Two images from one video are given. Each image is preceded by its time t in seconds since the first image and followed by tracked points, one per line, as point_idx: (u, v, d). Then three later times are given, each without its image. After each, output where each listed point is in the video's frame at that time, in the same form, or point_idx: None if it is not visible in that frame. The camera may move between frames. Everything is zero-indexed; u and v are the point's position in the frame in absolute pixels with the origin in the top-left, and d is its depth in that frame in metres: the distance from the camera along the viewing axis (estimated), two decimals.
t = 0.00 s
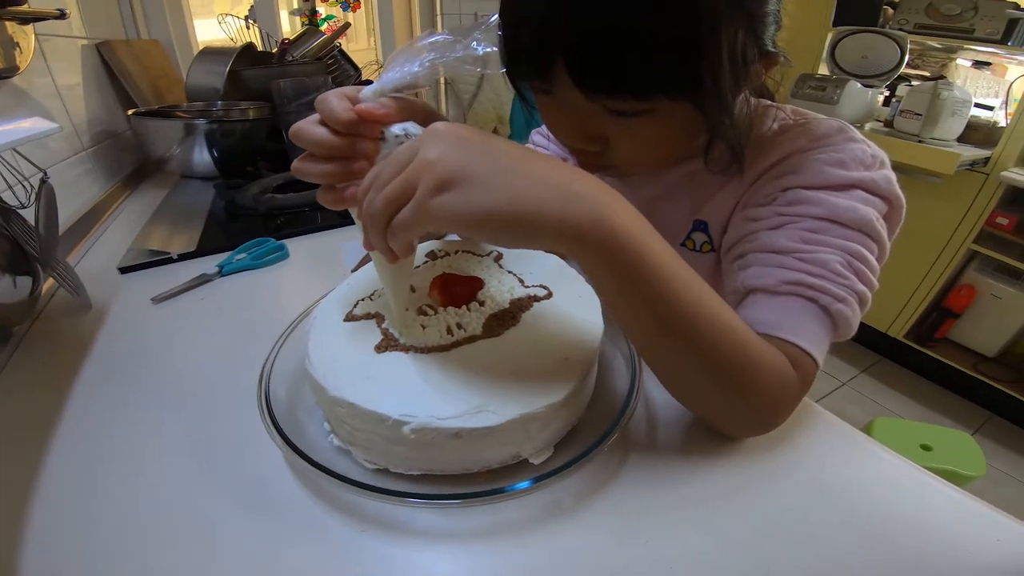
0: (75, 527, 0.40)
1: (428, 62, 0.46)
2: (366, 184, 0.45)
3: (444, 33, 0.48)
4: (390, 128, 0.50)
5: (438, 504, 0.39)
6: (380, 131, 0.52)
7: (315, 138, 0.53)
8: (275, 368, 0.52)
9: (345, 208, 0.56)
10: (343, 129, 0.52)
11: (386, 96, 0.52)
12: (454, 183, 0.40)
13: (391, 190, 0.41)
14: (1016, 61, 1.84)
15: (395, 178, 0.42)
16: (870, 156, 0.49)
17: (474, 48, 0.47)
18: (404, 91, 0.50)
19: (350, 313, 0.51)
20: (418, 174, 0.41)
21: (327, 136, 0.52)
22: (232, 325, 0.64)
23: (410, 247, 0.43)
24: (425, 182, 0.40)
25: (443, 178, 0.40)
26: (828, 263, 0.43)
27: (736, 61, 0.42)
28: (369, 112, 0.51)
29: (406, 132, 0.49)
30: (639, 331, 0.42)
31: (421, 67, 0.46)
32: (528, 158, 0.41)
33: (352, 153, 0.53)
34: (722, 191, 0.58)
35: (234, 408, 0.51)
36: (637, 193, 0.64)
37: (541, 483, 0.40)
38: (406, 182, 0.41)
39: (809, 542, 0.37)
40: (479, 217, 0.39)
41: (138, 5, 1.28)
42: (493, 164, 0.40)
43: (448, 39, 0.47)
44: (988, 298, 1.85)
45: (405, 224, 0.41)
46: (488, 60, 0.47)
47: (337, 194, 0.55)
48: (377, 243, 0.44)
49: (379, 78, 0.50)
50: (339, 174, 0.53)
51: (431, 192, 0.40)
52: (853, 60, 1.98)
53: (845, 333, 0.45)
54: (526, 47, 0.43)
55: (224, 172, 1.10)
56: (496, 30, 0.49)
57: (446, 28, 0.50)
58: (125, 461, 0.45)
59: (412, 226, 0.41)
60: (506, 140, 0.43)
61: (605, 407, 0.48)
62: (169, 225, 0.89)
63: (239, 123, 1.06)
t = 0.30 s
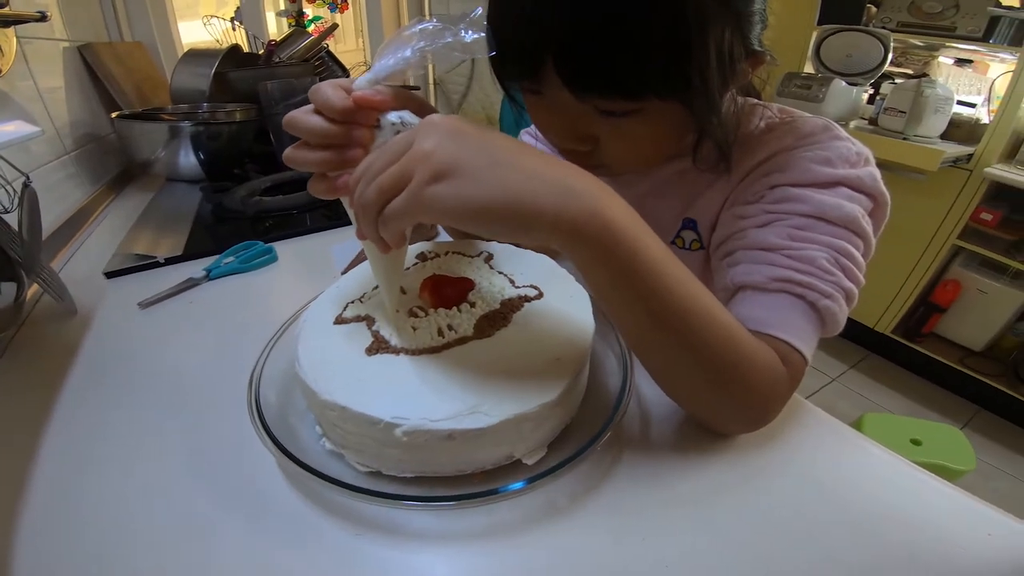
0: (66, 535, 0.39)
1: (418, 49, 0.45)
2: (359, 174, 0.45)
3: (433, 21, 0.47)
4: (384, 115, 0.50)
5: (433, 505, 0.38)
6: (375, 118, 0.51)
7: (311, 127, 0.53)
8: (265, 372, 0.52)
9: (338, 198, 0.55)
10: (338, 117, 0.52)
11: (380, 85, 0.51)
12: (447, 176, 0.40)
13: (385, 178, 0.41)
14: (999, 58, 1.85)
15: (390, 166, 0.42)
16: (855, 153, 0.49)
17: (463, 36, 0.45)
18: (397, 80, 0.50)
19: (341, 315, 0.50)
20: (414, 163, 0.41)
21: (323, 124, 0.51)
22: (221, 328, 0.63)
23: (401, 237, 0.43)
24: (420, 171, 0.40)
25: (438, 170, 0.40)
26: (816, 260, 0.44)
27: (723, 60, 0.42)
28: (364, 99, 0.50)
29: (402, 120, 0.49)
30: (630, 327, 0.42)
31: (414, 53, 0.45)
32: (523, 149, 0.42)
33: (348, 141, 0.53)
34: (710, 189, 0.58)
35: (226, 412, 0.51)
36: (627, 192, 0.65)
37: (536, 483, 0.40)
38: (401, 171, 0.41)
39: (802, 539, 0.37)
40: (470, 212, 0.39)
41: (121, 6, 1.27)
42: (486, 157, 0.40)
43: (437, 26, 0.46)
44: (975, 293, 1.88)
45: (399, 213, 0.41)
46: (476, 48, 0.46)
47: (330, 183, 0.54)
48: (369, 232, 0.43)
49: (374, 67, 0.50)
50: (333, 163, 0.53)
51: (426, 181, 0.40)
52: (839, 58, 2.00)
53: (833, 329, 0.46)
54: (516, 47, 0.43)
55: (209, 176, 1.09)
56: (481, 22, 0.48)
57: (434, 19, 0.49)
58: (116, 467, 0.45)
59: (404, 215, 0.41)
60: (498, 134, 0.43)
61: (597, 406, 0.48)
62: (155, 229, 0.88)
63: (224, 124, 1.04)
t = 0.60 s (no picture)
0: (63, 541, 0.39)
1: (407, 60, 0.46)
2: (351, 188, 0.45)
3: (422, 32, 0.48)
4: (376, 129, 0.50)
5: (431, 507, 0.39)
6: (366, 133, 0.51)
7: (300, 142, 0.53)
8: (260, 377, 0.52)
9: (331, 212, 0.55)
10: (328, 131, 0.52)
11: (370, 97, 0.52)
12: (438, 185, 0.40)
13: (376, 192, 0.41)
14: (983, 57, 1.88)
15: (381, 179, 0.42)
16: (844, 152, 0.50)
17: (453, 45, 0.47)
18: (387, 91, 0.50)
19: (335, 319, 0.50)
20: (404, 174, 0.41)
21: (312, 139, 0.51)
22: (216, 333, 0.63)
23: (398, 249, 0.43)
24: (412, 182, 0.40)
25: (428, 179, 0.40)
26: (807, 258, 0.44)
27: (712, 62, 0.43)
28: (354, 114, 0.51)
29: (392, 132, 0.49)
30: (625, 329, 0.42)
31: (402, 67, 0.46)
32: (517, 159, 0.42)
33: (338, 155, 0.53)
34: (702, 189, 0.59)
35: (221, 417, 0.51)
36: (619, 193, 0.65)
37: (534, 483, 0.40)
38: (392, 183, 0.41)
39: (798, 535, 0.38)
40: (464, 218, 0.39)
41: (107, 8, 1.26)
42: (479, 165, 0.40)
43: (426, 37, 0.47)
44: (963, 289, 1.90)
45: (393, 226, 0.41)
46: (468, 56, 0.48)
47: (323, 197, 0.54)
48: (366, 246, 0.43)
49: (361, 80, 0.50)
50: (325, 177, 0.53)
51: (416, 193, 0.40)
52: (825, 58, 2.02)
53: (825, 327, 0.46)
54: (508, 54, 0.44)
55: (200, 180, 1.08)
56: (472, 28, 0.49)
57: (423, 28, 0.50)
58: (112, 473, 0.45)
59: (399, 228, 0.41)
60: (489, 141, 0.43)
61: (592, 406, 0.48)
62: (146, 234, 0.87)
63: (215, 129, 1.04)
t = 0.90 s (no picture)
0: (44, 562, 0.38)
1: (391, 76, 0.46)
2: (333, 207, 0.44)
3: (407, 45, 0.48)
4: (356, 146, 0.48)
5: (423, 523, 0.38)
6: (346, 149, 0.50)
7: (280, 160, 0.53)
8: (247, 393, 0.51)
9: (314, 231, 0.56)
10: (306, 149, 0.52)
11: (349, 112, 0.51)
12: (420, 203, 0.39)
13: (359, 210, 0.41)
14: (962, 60, 1.94)
15: (364, 197, 0.41)
16: (829, 157, 0.50)
17: (437, 59, 0.47)
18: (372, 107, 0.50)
19: (322, 334, 0.50)
20: (386, 191, 0.40)
21: (291, 157, 0.52)
22: (202, 348, 0.62)
23: (385, 268, 0.43)
24: (393, 200, 0.40)
25: (410, 197, 0.40)
26: (796, 265, 0.44)
27: (697, 71, 0.42)
28: (334, 131, 0.50)
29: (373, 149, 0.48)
30: (615, 342, 0.42)
31: (384, 83, 0.46)
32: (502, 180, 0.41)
33: (318, 172, 0.53)
34: (690, 197, 0.59)
35: (208, 432, 0.50)
36: (608, 202, 0.65)
37: (528, 496, 0.40)
38: (375, 202, 0.40)
39: (795, 544, 0.37)
40: (449, 235, 0.39)
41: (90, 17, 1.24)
42: (463, 179, 0.40)
43: (411, 51, 0.47)
44: (949, 290, 1.92)
45: (378, 245, 0.41)
46: (454, 69, 0.48)
47: (304, 217, 0.55)
48: (350, 265, 0.43)
49: (343, 95, 0.50)
50: (307, 196, 0.54)
51: (399, 211, 0.40)
52: (808, 62, 2.04)
53: (816, 333, 0.46)
54: (492, 66, 0.43)
55: (185, 192, 1.07)
56: (457, 39, 0.49)
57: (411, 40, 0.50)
58: (95, 491, 0.44)
59: (383, 246, 0.41)
60: (473, 154, 0.42)
61: (584, 417, 0.48)
62: (129, 247, 0.86)
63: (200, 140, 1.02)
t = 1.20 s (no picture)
0: None
1: (374, 83, 0.45)
2: (313, 224, 0.43)
3: (390, 54, 0.47)
4: (341, 156, 0.47)
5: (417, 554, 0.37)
6: (331, 159, 0.49)
7: (261, 172, 0.52)
8: (229, 421, 0.49)
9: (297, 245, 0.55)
10: (290, 159, 0.51)
11: (334, 121, 0.50)
12: (406, 223, 0.38)
13: (340, 231, 0.40)
14: (933, 68, 1.97)
15: (345, 217, 0.40)
16: (817, 171, 0.50)
17: (420, 67, 0.45)
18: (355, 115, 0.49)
19: (306, 362, 0.48)
20: (371, 211, 0.39)
21: (273, 167, 0.51)
22: (184, 371, 0.60)
23: (367, 287, 0.42)
24: (378, 220, 0.38)
25: (396, 217, 0.38)
26: (787, 282, 0.44)
27: (685, 85, 0.42)
28: (319, 140, 0.49)
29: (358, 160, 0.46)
30: (607, 366, 0.41)
31: (370, 89, 0.45)
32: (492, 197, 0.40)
33: (302, 184, 0.52)
34: (679, 214, 0.58)
35: (190, 458, 0.48)
36: (596, 221, 0.64)
37: (527, 522, 0.39)
38: (356, 223, 0.39)
39: (798, 565, 0.37)
40: (433, 259, 0.37)
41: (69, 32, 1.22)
42: (450, 198, 0.38)
43: (394, 58, 0.46)
44: (931, 296, 1.94)
45: (359, 265, 0.40)
46: (438, 78, 0.46)
47: (286, 231, 0.55)
48: (330, 283, 0.42)
49: (326, 104, 0.49)
50: (289, 208, 0.52)
51: (384, 231, 0.38)
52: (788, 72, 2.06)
53: (808, 350, 0.46)
54: (478, 83, 0.43)
55: (165, 212, 1.05)
56: (441, 49, 0.47)
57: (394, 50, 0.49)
58: (70, 521, 0.42)
59: (366, 266, 0.39)
60: (461, 171, 0.41)
61: (578, 441, 0.47)
62: (106, 269, 0.84)
63: (179, 157, 1.00)
